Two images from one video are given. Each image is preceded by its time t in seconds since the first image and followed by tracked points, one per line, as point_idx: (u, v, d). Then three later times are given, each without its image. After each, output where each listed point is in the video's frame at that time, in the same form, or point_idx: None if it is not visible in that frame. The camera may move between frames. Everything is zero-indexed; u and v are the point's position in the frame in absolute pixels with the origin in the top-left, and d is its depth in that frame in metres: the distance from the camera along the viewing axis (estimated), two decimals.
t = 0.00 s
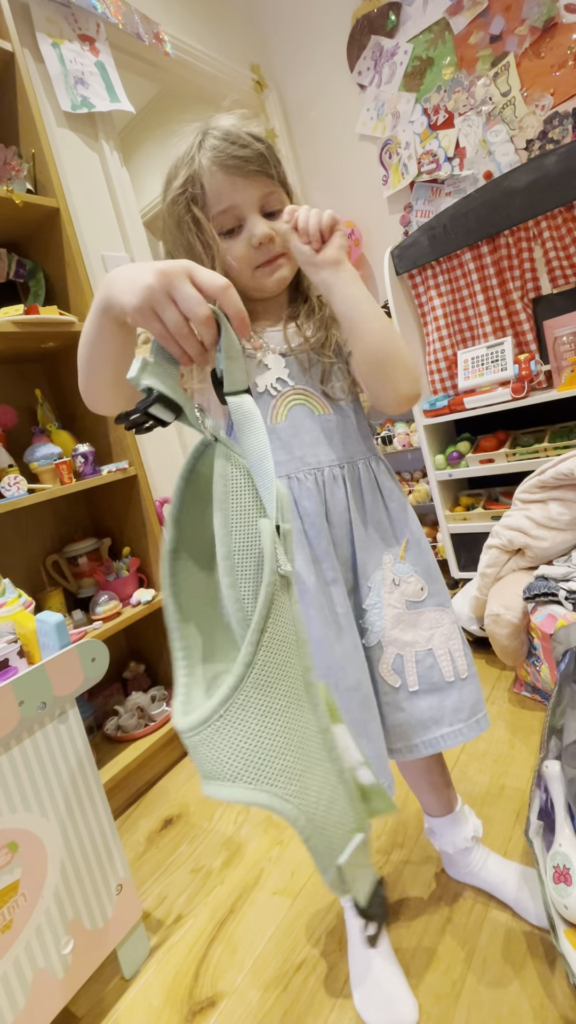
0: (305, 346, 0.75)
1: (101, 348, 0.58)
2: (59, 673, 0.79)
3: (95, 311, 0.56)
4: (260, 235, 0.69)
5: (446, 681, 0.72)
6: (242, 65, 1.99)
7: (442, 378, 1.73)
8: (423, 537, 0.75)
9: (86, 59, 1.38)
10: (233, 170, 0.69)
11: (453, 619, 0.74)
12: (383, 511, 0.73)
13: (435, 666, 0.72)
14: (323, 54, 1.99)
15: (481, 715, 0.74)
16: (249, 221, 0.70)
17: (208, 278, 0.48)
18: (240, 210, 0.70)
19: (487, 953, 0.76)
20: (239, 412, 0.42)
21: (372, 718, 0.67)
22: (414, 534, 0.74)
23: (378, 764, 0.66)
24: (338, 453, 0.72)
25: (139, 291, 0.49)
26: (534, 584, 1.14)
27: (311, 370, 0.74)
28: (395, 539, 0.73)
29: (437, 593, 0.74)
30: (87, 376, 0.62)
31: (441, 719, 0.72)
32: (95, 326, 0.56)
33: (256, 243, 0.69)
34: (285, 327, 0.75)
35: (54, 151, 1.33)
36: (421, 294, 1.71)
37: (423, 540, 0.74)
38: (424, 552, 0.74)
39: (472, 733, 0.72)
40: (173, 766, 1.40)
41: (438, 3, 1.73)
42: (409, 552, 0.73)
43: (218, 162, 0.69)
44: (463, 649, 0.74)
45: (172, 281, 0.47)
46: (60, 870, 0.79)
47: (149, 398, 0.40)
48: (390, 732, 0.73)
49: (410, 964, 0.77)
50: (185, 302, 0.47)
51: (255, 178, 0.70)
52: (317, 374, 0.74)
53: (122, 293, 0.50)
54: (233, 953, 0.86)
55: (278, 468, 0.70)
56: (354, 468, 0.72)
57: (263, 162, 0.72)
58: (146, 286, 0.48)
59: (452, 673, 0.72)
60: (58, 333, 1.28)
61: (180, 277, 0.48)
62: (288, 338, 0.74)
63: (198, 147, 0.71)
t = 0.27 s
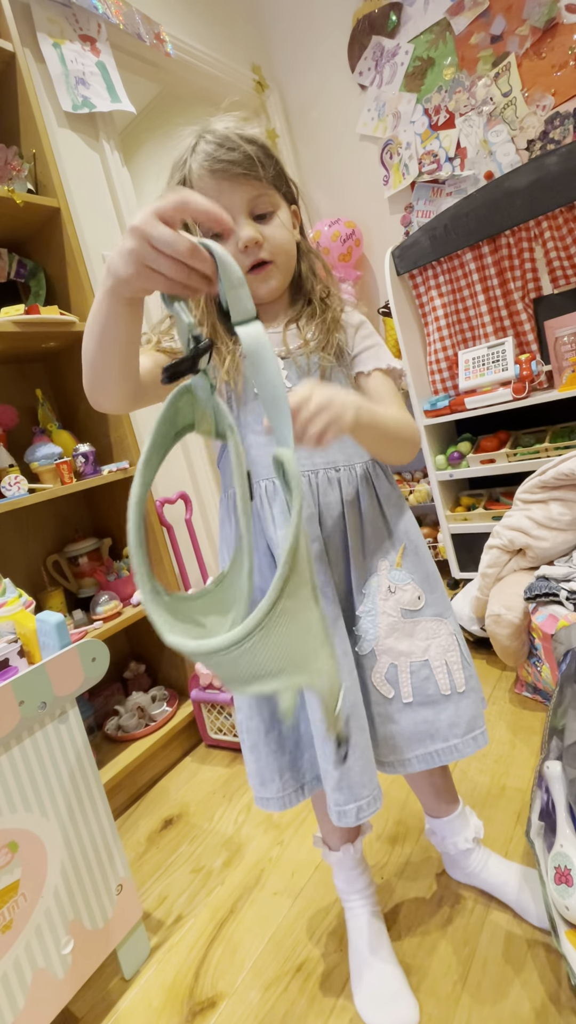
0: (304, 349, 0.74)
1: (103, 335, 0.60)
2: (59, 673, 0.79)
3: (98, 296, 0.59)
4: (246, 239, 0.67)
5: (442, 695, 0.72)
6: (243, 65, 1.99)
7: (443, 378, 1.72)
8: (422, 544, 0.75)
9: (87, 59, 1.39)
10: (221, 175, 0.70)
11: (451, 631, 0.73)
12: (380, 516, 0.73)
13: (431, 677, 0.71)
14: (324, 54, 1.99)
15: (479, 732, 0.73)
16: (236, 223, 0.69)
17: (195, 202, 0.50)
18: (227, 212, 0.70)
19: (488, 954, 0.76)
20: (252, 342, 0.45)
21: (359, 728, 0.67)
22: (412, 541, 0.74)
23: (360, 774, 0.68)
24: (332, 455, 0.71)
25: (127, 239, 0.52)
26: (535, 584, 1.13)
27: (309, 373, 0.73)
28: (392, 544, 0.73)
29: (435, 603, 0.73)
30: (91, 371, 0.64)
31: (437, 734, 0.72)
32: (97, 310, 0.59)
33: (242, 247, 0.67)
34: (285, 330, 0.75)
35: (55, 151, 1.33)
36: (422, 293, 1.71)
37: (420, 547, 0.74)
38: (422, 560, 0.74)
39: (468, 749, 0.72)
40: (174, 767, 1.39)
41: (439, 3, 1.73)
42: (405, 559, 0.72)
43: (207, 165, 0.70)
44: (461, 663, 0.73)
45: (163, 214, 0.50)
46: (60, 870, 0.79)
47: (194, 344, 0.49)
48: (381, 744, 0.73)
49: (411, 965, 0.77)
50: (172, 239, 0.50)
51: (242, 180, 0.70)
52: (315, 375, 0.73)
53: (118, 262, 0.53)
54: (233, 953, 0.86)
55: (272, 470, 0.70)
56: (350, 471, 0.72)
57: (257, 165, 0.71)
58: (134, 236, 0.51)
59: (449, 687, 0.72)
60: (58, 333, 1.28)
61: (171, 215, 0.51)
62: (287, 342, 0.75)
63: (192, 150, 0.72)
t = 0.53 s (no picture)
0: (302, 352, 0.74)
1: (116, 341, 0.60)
2: (59, 673, 0.79)
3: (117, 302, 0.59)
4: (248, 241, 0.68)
5: (442, 699, 0.72)
6: (244, 65, 1.99)
7: (443, 378, 1.72)
8: (420, 547, 0.74)
9: (87, 60, 1.39)
10: (225, 173, 0.69)
11: (450, 633, 0.74)
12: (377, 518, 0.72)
13: (430, 681, 0.72)
14: (324, 54, 1.99)
15: (478, 735, 0.73)
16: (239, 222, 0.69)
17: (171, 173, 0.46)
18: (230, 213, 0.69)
19: (488, 954, 0.76)
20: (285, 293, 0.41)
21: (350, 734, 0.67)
22: (409, 543, 0.73)
23: (348, 782, 0.67)
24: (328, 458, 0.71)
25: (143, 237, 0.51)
26: (535, 584, 1.13)
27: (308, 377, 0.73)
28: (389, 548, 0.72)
29: (434, 606, 0.73)
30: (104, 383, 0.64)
31: (437, 738, 0.72)
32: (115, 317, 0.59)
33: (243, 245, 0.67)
34: (283, 332, 0.74)
35: (55, 152, 1.33)
36: (422, 293, 1.71)
37: (418, 550, 0.74)
38: (419, 562, 0.73)
39: (469, 753, 0.72)
40: (174, 767, 1.39)
41: (439, 4, 1.73)
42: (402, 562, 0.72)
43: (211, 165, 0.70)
44: (460, 666, 0.73)
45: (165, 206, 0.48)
46: (59, 870, 0.79)
47: (228, 319, 0.45)
48: (381, 751, 0.74)
49: (411, 965, 0.77)
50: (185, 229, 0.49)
51: (246, 179, 0.70)
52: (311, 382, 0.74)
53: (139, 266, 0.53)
54: (233, 953, 0.86)
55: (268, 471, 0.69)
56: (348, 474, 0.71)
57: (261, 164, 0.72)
58: (155, 239, 0.50)
59: (448, 692, 0.72)
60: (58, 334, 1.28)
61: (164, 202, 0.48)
62: (285, 344, 0.74)
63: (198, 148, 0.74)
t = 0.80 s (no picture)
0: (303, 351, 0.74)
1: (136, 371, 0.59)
2: (61, 673, 0.79)
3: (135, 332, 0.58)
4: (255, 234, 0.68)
5: (438, 696, 0.72)
6: (244, 66, 2.00)
7: (444, 378, 1.72)
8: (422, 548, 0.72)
9: (88, 61, 1.39)
10: (236, 168, 0.70)
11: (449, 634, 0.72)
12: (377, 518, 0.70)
13: (427, 679, 0.71)
14: (325, 55, 1.99)
15: (475, 733, 0.74)
16: (248, 220, 0.69)
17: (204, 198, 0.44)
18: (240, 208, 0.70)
19: (489, 955, 0.76)
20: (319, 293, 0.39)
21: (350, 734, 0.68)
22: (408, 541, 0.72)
23: (349, 777, 0.68)
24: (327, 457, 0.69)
25: (175, 265, 0.50)
26: (536, 585, 1.13)
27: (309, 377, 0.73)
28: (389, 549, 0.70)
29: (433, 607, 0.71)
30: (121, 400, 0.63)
31: (434, 735, 0.72)
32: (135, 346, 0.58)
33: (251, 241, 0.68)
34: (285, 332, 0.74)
35: (57, 152, 1.33)
36: (423, 293, 1.71)
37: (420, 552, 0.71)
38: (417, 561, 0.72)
39: (465, 750, 0.73)
40: (174, 767, 1.39)
41: (440, 4, 1.73)
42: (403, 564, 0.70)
43: (223, 161, 0.70)
44: (457, 665, 0.73)
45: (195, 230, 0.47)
46: (61, 869, 0.79)
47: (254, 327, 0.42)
48: (376, 746, 0.74)
49: (412, 966, 0.77)
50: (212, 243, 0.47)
51: (257, 175, 0.71)
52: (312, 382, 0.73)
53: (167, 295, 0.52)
54: (234, 954, 0.86)
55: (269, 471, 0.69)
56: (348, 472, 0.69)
57: (271, 163, 0.73)
58: (190, 265, 0.49)
59: (444, 689, 0.72)
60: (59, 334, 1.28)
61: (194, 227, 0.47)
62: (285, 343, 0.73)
63: (208, 146, 0.72)
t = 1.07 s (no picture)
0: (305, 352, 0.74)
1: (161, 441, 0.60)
2: (61, 673, 0.79)
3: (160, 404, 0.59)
4: (257, 233, 0.69)
5: (441, 694, 0.72)
6: (245, 67, 2.00)
7: (445, 379, 1.73)
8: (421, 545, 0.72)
9: (89, 62, 1.39)
10: (238, 166, 0.70)
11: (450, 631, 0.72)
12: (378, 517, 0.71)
13: (430, 677, 0.71)
14: (325, 56, 2.00)
15: (477, 729, 0.73)
16: (249, 218, 0.70)
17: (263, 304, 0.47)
18: (242, 205, 0.70)
19: (490, 956, 0.76)
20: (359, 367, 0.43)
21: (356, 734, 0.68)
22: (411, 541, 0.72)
23: (357, 775, 0.68)
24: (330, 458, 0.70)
25: (223, 355, 0.52)
26: (537, 585, 1.13)
27: (311, 377, 0.74)
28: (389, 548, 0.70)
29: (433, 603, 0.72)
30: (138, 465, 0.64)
31: (437, 733, 0.72)
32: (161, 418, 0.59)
33: (253, 240, 0.69)
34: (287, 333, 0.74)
35: (58, 154, 1.34)
36: (423, 293, 1.71)
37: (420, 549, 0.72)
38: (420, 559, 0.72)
39: (466, 747, 0.72)
40: (175, 768, 1.39)
41: (440, 5, 1.73)
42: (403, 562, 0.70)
43: (224, 157, 0.70)
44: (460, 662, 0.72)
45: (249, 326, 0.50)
46: (61, 870, 0.79)
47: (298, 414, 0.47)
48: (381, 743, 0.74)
49: (412, 966, 0.77)
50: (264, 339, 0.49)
51: (259, 175, 0.71)
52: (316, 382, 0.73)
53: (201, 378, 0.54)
54: (234, 955, 0.85)
55: (273, 473, 0.69)
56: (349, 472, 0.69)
57: (273, 163, 0.73)
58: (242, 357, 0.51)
59: (447, 688, 0.71)
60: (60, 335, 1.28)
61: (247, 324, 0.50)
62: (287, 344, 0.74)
63: (210, 144, 0.72)
